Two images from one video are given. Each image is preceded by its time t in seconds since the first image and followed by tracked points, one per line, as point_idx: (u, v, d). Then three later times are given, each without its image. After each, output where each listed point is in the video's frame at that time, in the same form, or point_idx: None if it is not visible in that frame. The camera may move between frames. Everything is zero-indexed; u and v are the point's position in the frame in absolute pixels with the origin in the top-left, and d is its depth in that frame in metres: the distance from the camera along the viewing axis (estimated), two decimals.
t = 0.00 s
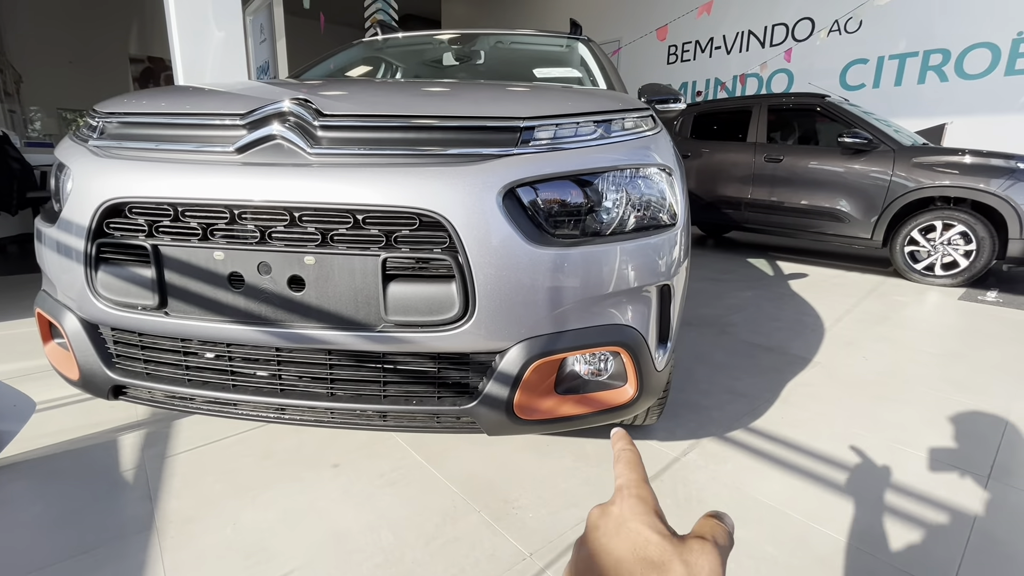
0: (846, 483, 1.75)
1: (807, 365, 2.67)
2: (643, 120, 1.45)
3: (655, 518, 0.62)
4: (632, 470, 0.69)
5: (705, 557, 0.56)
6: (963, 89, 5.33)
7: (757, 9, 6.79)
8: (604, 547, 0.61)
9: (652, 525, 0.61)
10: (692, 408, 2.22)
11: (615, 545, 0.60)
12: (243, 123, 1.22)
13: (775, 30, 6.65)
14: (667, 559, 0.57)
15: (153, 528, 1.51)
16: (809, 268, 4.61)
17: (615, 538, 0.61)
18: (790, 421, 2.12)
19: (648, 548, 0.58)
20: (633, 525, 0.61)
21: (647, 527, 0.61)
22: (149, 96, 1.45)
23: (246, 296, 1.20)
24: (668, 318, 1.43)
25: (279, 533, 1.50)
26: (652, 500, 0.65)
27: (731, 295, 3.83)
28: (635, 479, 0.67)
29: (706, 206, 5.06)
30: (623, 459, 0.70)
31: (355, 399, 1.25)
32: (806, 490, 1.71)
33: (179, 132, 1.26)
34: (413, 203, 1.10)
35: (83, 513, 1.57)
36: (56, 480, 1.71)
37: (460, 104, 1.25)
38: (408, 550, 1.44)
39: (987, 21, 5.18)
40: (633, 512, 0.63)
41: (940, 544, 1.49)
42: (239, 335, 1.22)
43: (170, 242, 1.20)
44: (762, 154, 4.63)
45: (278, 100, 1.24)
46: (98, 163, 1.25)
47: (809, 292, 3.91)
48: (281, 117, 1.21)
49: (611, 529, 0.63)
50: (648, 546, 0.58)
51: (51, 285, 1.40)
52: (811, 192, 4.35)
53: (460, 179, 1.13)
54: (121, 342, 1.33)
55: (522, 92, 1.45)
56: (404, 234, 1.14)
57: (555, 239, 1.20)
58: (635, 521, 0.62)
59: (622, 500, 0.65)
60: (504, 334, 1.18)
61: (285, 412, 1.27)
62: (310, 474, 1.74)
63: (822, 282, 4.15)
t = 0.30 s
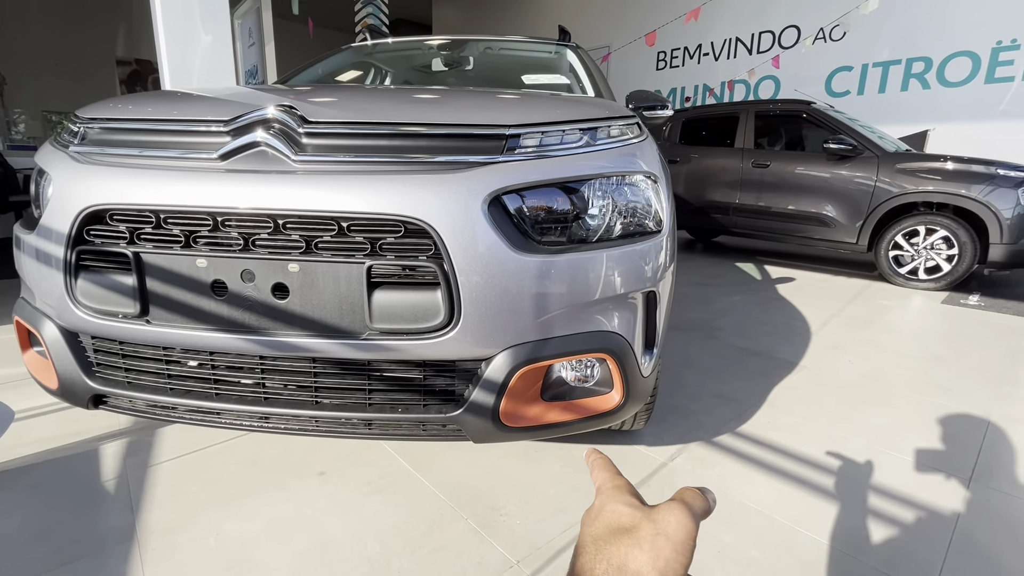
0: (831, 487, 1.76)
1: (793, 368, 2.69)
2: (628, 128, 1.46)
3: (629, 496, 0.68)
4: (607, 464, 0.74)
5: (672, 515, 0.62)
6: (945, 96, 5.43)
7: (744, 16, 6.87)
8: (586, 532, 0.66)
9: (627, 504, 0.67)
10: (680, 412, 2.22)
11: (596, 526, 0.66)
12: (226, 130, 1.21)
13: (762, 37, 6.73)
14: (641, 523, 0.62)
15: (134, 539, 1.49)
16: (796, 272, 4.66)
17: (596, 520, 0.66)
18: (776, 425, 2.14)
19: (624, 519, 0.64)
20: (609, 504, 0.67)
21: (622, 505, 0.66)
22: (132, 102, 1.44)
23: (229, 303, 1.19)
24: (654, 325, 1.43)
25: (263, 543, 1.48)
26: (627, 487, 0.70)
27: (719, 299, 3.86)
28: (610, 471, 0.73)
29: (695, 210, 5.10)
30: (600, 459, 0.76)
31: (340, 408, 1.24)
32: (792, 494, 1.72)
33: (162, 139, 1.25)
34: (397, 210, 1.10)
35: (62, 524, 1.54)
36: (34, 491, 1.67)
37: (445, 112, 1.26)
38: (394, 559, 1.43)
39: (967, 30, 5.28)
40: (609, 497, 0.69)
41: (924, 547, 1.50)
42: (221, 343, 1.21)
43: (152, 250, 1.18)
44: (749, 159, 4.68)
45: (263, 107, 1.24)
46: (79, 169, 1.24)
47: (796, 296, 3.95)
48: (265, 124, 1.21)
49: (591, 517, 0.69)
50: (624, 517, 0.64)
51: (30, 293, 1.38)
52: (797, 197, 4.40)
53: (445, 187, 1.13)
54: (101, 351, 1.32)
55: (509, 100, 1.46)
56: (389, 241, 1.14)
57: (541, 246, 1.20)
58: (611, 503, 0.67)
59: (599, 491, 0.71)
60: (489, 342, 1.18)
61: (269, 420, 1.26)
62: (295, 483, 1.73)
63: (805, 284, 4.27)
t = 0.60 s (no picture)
0: (822, 492, 1.77)
1: (785, 374, 2.71)
2: (621, 137, 1.48)
3: (632, 481, 0.71)
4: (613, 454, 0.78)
5: (669, 494, 0.65)
6: (931, 105, 5.51)
7: (734, 25, 6.96)
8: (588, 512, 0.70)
9: (628, 488, 0.70)
10: (673, 418, 2.23)
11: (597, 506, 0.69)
12: (221, 137, 1.21)
13: (752, 46, 6.81)
14: (641, 503, 0.66)
15: (124, 549, 1.48)
16: (787, 278, 4.70)
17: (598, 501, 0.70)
18: (768, 431, 2.15)
19: (624, 499, 0.68)
20: (611, 488, 0.70)
21: (622, 487, 0.70)
22: (126, 108, 1.43)
23: (223, 310, 1.19)
24: (647, 331, 1.44)
25: (255, 552, 1.47)
26: (632, 473, 0.74)
27: (711, 305, 3.88)
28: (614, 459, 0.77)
29: (687, 217, 5.13)
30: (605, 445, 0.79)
31: (333, 415, 1.24)
32: (784, 500, 1.73)
33: (155, 145, 1.25)
34: (392, 218, 1.11)
35: (50, 534, 1.52)
36: (21, 500, 1.65)
37: (440, 121, 1.26)
38: (387, 568, 1.42)
39: (953, 41, 5.38)
40: (612, 482, 0.72)
41: (914, 552, 1.51)
42: (214, 351, 1.20)
43: (145, 256, 1.18)
44: (740, 167, 4.72)
45: (257, 115, 1.24)
46: (71, 175, 1.23)
47: (787, 302, 3.98)
48: (260, 131, 1.21)
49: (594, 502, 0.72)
50: (623, 498, 0.68)
51: (20, 299, 1.37)
52: (788, 204, 4.44)
53: (440, 195, 1.14)
54: (92, 358, 1.31)
55: (503, 108, 1.47)
56: (384, 248, 1.14)
57: (536, 254, 1.21)
58: (614, 487, 0.70)
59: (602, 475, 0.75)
60: (484, 349, 1.19)
61: (262, 428, 1.25)
62: (287, 491, 1.71)
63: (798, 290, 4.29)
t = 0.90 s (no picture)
0: (818, 503, 1.78)
1: (781, 384, 2.72)
2: (619, 152, 1.49)
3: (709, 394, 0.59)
4: (682, 357, 0.64)
5: (762, 419, 0.53)
6: (923, 115, 5.58)
7: (729, 36, 7.03)
8: (658, 431, 0.59)
9: (706, 403, 0.58)
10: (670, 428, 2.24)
11: (671, 425, 0.58)
12: (222, 153, 1.22)
13: (746, 57, 6.88)
14: (731, 426, 0.54)
15: (119, 563, 1.47)
16: (782, 287, 4.73)
17: (670, 417, 0.59)
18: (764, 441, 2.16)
19: (705, 420, 0.56)
20: (687, 405, 0.58)
21: (700, 401, 0.58)
22: (126, 121, 1.44)
23: (222, 325, 1.19)
24: (645, 345, 1.45)
25: (250, 566, 1.46)
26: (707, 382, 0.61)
27: (707, 314, 3.90)
28: (684, 361, 0.63)
29: (683, 225, 5.16)
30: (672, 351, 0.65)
31: (331, 430, 1.24)
32: (781, 511, 1.73)
33: (156, 160, 1.25)
34: (392, 234, 1.11)
35: (44, 548, 1.51)
36: (15, 513, 1.64)
37: (439, 137, 1.28)
38: None
39: (943, 53, 5.46)
40: (684, 393, 0.60)
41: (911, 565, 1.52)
42: (213, 365, 1.21)
43: (144, 271, 1.18)
44: (735, 176, 4.76)
45: (258, 130, 1.25)
46: (71, 189, 1.24)
47: (782, 311, 4.00)
48: (260, 147, 1.22)
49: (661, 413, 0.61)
50: (705, 418, 0.56)
51: (17, 312, 1.37)
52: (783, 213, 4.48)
53: (440, 211, 1.15)
54: (89, 373, 1.30)
55: (501, 123, 1.48)
56: (383, 264, 1.15)
57: (534, 269, 1.22)
58: (689, 404, 0.58)
59: (670, 381, 0.62)
60: (482, 364, 1.19)
61: (260, 443, 1.25)
62: (284, 503, 1.71)
63: (793, 299, 4.32)
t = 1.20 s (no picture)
0: (818, 514, 1.77)
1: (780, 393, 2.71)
2: (618, 166, 1.50)
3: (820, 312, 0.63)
4: (787, 264, 0.66)
5: (871, 355, 0.59)
6: (920, 123, 5.61)
7: (727, 44, 7.07)
8: (759, 331, 0.62)
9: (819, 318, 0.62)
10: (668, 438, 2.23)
11: (776, 328, 0.61)
12: (224, 167, 1.23)
13: (744, 64, 6.93)
14: (839, 348, 0.59)
15: None
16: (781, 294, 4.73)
17: (775, 321, 0.62)
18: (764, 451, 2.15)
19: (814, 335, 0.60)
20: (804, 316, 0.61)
21: (806, 313, 0.62)
22: (128, 135, 1.45)
23: (223, 339, 1.19)
24: (644, 358, 1.45)
25: None
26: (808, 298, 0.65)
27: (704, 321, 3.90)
28: (787, 269, 0.66)
29: (682, 232, 5.17)
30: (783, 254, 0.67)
31: (332, 444, 1.24)
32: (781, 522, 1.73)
33: (158, 174, 1.26)
34: (393, 250, 1.12)
35: (41, 561, 1.50)
36: (12, 525, 1.63)
37: (440, 152, 1.29)
38: None
39: (940, 61, 5.49)
40: (799, 303, 0.63)
41: None
42: (214, 379, 1.21)
43: (145, 285, 1.18)
44: (734, 184, 4.78)
45: (260, 145, 1.26)
46: (72, 203, 1.24)
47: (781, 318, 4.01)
48: (262, 161, 1.22)
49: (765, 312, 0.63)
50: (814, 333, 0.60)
51: (17, 324, 1.37)
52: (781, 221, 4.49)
53: (440, 226, 1.15)
54: (90, 386, 1.30)
55: (501, 137, 1.50)
56: (384, 279, 1.15)
57: (534, 283, 1.23)
58: (804, 315, 0.62)
59: (773, 287, 0.65)
60: (483, 379, 1.19)
61: (260, 456, 1.25)
62: (282, 516, 1.70)
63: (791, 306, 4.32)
